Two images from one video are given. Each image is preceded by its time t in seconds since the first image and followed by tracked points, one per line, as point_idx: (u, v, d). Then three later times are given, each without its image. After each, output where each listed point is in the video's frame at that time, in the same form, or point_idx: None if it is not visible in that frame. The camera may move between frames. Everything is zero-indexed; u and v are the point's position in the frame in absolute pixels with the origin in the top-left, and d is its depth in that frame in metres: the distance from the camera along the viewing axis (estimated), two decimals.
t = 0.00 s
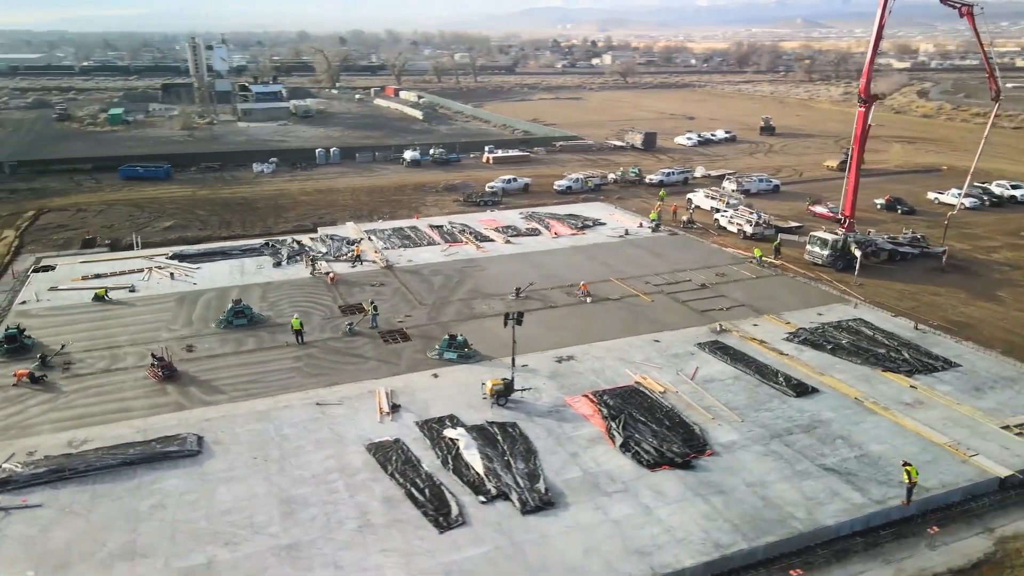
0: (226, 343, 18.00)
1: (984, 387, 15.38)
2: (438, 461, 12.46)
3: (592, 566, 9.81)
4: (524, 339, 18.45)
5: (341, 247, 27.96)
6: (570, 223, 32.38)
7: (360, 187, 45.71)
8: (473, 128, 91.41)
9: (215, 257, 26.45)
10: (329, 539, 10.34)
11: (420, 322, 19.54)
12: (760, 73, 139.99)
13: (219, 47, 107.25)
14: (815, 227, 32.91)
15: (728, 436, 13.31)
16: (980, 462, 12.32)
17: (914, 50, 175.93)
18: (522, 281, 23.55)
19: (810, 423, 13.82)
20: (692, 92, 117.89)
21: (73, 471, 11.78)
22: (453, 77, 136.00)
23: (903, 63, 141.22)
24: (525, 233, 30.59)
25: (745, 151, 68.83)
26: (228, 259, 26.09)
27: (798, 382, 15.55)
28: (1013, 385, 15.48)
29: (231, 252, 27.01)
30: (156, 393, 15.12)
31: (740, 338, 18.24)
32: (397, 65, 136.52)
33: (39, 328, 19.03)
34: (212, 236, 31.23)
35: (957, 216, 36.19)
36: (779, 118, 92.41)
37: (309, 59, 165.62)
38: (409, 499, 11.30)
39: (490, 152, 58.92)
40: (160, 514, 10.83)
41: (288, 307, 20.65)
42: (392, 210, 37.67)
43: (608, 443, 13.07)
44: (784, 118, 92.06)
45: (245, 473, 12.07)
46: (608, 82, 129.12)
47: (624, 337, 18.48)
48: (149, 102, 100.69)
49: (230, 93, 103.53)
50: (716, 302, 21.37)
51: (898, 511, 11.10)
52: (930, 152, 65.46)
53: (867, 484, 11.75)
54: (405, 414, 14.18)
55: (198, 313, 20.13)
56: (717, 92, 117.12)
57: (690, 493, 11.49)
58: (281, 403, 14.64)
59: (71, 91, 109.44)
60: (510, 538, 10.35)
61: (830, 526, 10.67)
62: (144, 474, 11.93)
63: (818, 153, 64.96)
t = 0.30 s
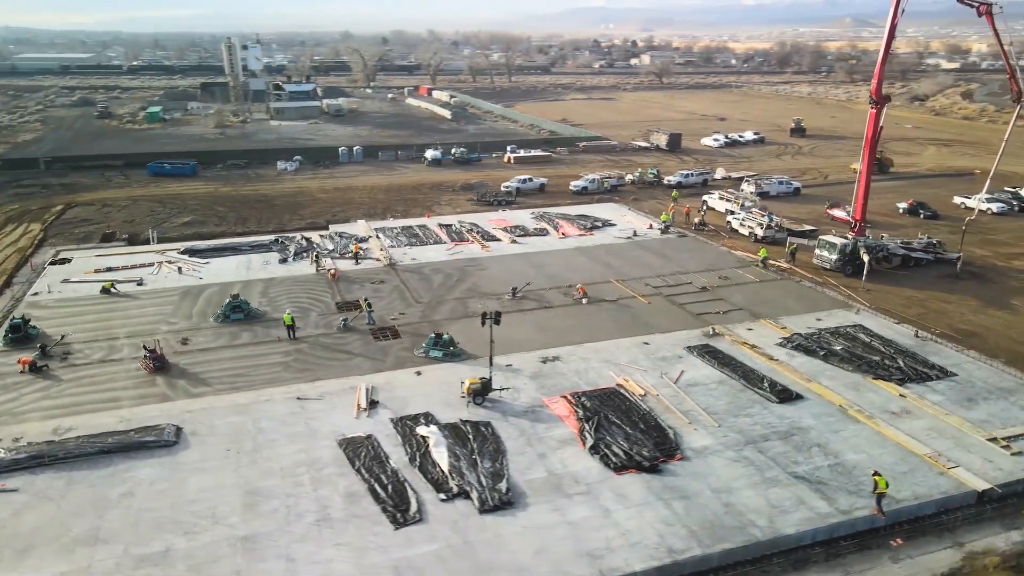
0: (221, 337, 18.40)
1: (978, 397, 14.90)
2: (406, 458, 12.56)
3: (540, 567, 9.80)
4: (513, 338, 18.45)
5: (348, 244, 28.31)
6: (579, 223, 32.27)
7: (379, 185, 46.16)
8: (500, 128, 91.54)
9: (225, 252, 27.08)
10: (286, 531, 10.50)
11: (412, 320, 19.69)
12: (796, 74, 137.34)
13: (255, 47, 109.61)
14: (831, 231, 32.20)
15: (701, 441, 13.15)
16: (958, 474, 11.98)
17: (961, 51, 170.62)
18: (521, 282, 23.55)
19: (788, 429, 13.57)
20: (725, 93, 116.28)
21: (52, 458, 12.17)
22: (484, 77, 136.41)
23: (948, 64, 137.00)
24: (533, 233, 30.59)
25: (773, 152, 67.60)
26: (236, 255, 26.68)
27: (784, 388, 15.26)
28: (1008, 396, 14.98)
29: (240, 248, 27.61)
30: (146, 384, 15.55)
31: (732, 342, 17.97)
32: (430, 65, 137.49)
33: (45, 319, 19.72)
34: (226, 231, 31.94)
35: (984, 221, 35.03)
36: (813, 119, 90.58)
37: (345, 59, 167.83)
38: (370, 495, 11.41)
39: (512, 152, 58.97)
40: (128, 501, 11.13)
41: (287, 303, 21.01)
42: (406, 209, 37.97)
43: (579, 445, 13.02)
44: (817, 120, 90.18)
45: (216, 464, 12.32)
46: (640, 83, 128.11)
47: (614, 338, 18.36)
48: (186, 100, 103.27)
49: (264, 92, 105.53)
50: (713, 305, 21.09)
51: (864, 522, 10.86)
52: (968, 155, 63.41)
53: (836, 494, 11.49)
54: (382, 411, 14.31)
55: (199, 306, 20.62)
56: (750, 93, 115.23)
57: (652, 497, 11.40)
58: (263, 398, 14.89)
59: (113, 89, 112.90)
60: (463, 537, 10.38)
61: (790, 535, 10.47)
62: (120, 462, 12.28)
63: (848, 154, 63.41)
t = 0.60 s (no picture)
0: (215, 331, 18.86)
1: (966, 409, 14.43)
2: (370, 454, 12.70)
3: (482, 566, 9.83)
4: (499, 339, 18.48)
5: (355, 243, 28.69)
6: (587, 224, 32.15)
7: (399, 184, 46.61)
8: (529, 128, 91.51)
9: (234, 249, 27.75)
10: (240, 523, 10.73)
11: (403, 319, 19.87)
12: (836, 75, 134.18)
13: (291, 48, 111.91)
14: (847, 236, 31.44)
15: (669, 446, 13.02)
16: (929, 488, 11.65)
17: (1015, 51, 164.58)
18: (518, 282, 23.56)
19: (760, 437, 13.34)
20: (760, 94, 114.36)
21: (31, 444, 12.65)
22: (518, 77, 136.51)
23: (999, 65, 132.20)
24: (540, 234, 30.60)
25: (804, 154, 66.23)
26: (245, 252, 27.31)
27: (763, 395, 14.99)
28: (999, 409, 14.47)
29: (249, 245, 28.26)
30: (134, 375, 16.03)
31: (720, 347, 17.71)
32: (464, 65, 138.12)
33: (53, 311, 20.50)
34: (241, 228, 32.69)
35: (1012, 227, 33.78)
36: (849, 120, 88.45)
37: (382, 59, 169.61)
38: (328, 490, 11.58)
39: (534, 152, 58.96)
40: (95, 489, 11.50)
41: (284, 300, 21.42)
42: (419, 208, 38.30)
43: (544, 447, 12.99)
44: (854, 121, 88.03)
45: (186, 455, 12.65)
46: (674, 83, 126.74)
47: (600, 341, 18.25)
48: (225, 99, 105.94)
49: (299, 91, 107.56)
50: (708, 309, 20.83)
51: (820, 534, 10.64)
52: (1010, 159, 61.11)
53: (796, 504, 11.28)
54: (356, 408, 14.49)
55: (199, 301, 21.16)
56: (786, 95, 112.99)
57: (607, 501, 11.33)
58: (244, 391, 15.25)
59: (156, 87, 116.44)
60: (410, 534, 10.46)
61: (741, 544, 10.30)
62: (95, 451, 12.69)
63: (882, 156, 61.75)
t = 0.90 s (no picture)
0: (209, 326, 19.31)
1: (949, 421, 14.01)
2: (334, 451, 12.87)
3: (422, 565, 9.89)
4: (484, 339, 18.53)
5: (359, 241, 29.04)
6: (594, 225, 32.02)
7: (415, 183, 46.95)
8: (556, 128, 91.27)
9: (241, 246, 28.35)
10: (195, 514, 10.96)
11: (393, 318, 20.06)
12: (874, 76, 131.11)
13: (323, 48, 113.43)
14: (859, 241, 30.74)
15: (633, 451, 12.91)
16: (893, 501, 11.35)
17: None
18: (514, 283, 23.60)
19: (728, 443, 13.15)
20: (794, 96, 112.22)
21: (12, 432, 13.14)
22: (549, 77, 136.27)
23: None
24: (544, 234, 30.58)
25: (833, 156, 64.83)
26: (251, 249, 27.87)
27: (740, 401, 14.77)
28: (983, 422, 14.01)
29: (257, 242, 28.82)
30: (124, 367, 16.54)
31: (704, 352, 17.51)
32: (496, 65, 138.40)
33: (59, 304, 21.24)
34: (253, 225, 33.31)
35: None
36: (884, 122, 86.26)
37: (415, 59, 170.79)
38: (287, 485, 11.77)
39: (554, 153, 58.84)
40: (63, 478, 11.88)
41: (280, 297, 21.81)
42: (430, 207, 38.53)
43: (508, 448, 12.99)
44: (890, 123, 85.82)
45: (157, 446, 12.99)
46: (706, 85, 125.16)
47: (584, 343, 18.16)
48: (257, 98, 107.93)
49: (330, 91, 109.05)
50: (700, 312, 20.60)
51: (772, 544, 10.47)
52: None
53: (752, 513, 11.08)
54: (329, 404, 14.70)
55: (198, 295, 21.68)
56: (819, 96, 110.79)
57: (559, 505, 11.29)
58: (224, 385, 15.59)
59: (193, 86, 119.15)
60: (358, 531, 10.57)
61: (687, 553, 10.18)
62: (72, 441, 13.12)
63: (912, 157, 60.13)
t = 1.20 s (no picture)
0: (201, 320, 19.79)
1: (924, 435, 13.57)
2: (295, 446, 13.08)
3: (355, 562, 10.00)
4: (466, 340, 18.58)
5: (363, 239, 29.35)
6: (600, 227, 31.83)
7: (432, 183, 47.23)
8: (583, 129, 90.85)
9: (248, 242, 28.93)
10: (148, 505, 11.27)
11: (380, 316, 20.26)
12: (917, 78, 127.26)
13: (356, 47, 114.65)
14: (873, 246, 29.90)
15: (591, 455, 12.83)
16: (847, 515, 11.08)
17: None
18: (507, 285, 23.67)
19: (688, 450, 12.99)
20: (831, 97, 109.66)
21: None
22: (582, 78, 135.70)
23: None
24: (548, 235, 30.50)
25: (863, 159, 63.19)
26: (257, 245, 28.43)
27: (709, 408, 14.56)
28: (961, 436, 13.55)
29: (264, 238, 29.38)
30: (111, 359, 17.06)
31: (685, 357, 17.27)
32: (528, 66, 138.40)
33: (65, 296, 21.99)
34: (265, 222, 33.96)
35: None
36: (923, 123, 83.63)
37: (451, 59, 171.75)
38: (242, 479, 12.01)
39: (576, 153, 58.61)
40: (32, 465, 12.34)
41: (275, 293, 22.22)
42: (442, 206, 38.74)
43: (466, 449, 13.03)
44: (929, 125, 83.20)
45: (127, 437, 13.38)
46: (741, 86, 123.21)
47: (565, 346, 18.06)
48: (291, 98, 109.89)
49: (362, 91, 110.44)
50: (690, 317, 20.33)
51: (712, 555, 10.32)
52: None
53: (699, 520, 10.93)
54: (300, 401, 14.92)
55: (196, 290, 22.20)
56: (857, 98, 108.03)
57: (504, 507, 11.28)
58: (202, 380, 15.97)
59: (231, 86, 121.91)
60: (301, 527, 10.74)
61: (622, 560, 10.09)
62: (47, 429, 13.60)
63: (946, 162, 58.20)
